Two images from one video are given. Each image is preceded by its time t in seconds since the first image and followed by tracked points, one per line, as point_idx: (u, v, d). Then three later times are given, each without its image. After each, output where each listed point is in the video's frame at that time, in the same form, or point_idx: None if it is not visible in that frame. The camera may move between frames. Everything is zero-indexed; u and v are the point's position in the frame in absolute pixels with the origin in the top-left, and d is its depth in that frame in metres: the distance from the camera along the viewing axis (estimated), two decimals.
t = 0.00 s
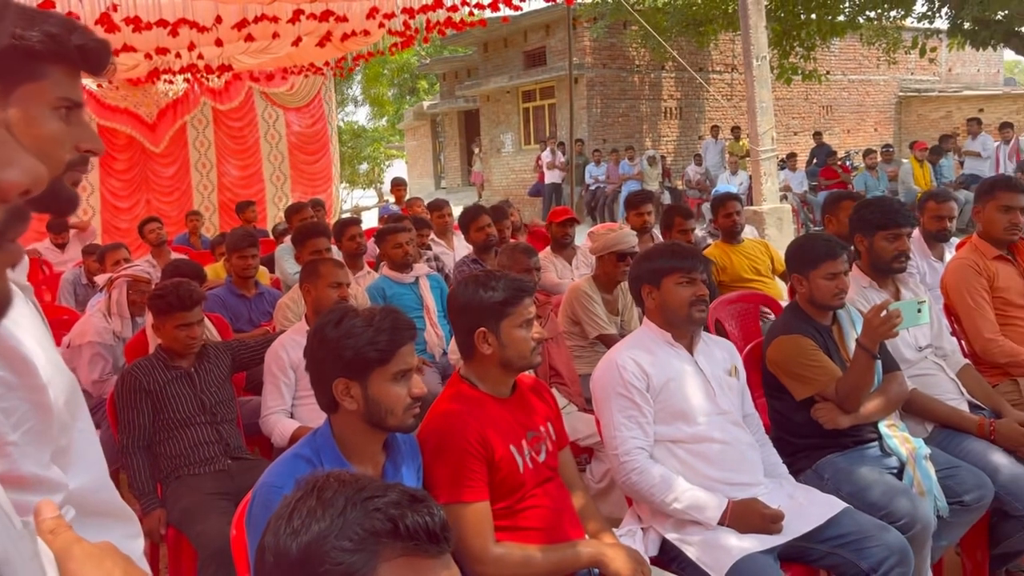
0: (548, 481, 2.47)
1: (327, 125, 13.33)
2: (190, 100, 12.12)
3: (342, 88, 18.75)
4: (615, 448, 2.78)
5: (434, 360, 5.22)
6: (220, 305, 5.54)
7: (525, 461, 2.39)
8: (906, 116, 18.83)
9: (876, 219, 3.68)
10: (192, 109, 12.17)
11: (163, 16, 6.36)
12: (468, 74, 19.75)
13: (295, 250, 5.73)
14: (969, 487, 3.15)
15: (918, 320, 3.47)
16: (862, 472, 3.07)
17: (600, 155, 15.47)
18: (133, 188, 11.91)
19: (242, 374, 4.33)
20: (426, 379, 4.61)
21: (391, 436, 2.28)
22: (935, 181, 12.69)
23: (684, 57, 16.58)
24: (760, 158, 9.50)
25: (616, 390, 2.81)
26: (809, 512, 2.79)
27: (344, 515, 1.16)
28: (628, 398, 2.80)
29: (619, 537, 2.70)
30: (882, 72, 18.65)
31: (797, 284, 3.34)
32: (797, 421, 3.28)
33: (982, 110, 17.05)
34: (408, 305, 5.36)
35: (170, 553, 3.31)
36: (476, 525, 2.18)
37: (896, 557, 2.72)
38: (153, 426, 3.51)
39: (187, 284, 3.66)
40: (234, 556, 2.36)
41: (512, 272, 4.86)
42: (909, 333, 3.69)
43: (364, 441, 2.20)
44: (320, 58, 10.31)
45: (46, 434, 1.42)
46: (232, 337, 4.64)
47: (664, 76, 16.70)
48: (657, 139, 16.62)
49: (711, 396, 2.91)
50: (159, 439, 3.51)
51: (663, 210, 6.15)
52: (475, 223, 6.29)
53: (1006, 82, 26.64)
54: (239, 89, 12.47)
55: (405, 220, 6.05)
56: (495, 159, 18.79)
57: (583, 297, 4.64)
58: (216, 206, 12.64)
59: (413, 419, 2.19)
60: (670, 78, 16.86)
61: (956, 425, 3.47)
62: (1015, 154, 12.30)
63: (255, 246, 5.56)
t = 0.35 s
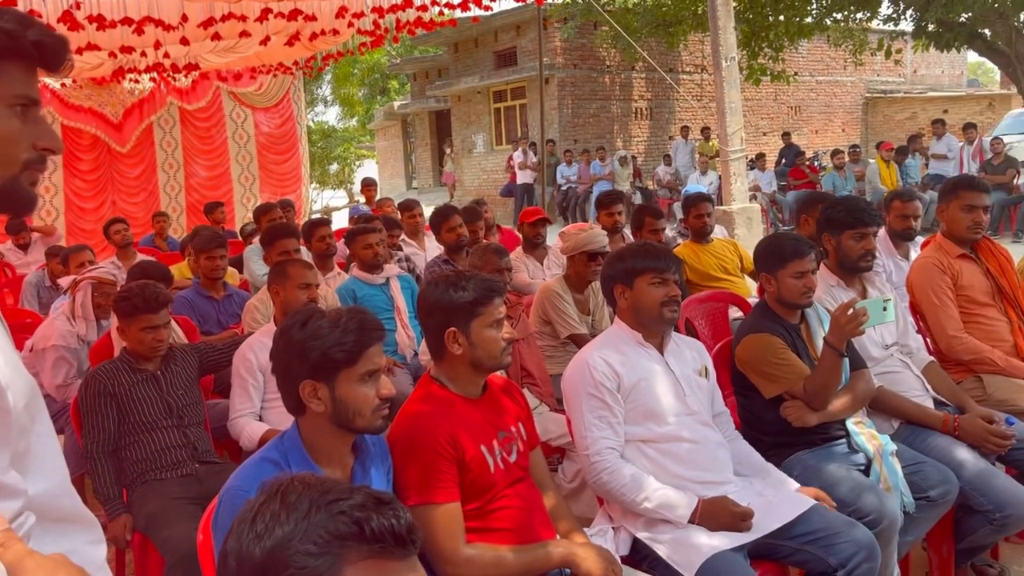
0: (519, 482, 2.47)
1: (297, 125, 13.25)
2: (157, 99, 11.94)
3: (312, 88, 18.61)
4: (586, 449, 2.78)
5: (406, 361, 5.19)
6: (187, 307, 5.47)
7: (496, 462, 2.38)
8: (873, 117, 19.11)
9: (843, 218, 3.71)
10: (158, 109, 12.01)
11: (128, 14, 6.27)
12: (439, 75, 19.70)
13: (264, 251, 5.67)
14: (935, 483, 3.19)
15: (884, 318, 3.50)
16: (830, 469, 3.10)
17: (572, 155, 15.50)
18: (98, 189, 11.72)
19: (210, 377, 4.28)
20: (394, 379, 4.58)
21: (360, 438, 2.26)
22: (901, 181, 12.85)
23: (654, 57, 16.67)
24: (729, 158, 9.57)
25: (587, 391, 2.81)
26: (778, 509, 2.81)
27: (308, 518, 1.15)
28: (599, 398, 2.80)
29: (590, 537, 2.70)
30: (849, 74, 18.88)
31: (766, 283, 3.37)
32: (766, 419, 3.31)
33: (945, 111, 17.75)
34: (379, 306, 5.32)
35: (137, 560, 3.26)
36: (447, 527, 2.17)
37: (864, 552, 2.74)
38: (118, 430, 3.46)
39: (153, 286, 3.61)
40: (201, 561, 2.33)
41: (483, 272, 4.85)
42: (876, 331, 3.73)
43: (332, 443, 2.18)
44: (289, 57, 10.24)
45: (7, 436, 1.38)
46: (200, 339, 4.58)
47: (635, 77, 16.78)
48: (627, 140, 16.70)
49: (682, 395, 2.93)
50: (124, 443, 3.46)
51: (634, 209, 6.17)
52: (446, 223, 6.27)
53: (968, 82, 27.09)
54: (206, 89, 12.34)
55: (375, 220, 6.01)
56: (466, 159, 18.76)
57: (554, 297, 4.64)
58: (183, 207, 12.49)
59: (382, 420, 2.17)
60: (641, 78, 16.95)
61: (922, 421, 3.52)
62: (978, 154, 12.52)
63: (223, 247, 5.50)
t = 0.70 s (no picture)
0: (492, 483, 2.46)
1: (268, 125, 13.16)
2: (125, 98, 11.79)
3: (283, 87, 18.46)
4: (560, 448, 2.78)
5: (379, 361, 5.16)
6: (156, 309, 5.39)
7: (468, 464, 2.37)
8: (842, 117, 19.36)
9: (813, 217, 3.74)
10: (127, 108, 11.86)
11: (94, 12, 6.17)
12: (412, 74, 19.63)
13: (235, 251, 5.61)
14: (903, 478, 3.22)
15: (853, 316, 3.53)
16: (801, 466, 3.13)
17: (545, 155, 15.51)
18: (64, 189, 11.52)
19: (180, 380, 4.22)
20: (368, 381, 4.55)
21: (330, 440, 2.24)
22: (870, 180, 13.00)
23: (626, 58, 16.73)
24: (701, 158, 9.62)
25: (561, 390, 2.80)
26: (749, 507, 2.83)
27: (273, 523, 1.13)
28: (573, 397, 2.80)
29: (563, 537, 2.70)
30: (819, 74, 19.08)
31: (737, 282, 3.39)
32: (738, 416, 3.33)
33: (912, 111, 18.05)
34: (351, 307, 5.28)
35: (104, 565, 3.21)
36: (419, 529, 2.16)
37: (834, 548, 2.76)
38: (85, 434, 3.40)
39: (121, 287, 3.55)
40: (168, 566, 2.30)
41: (457, 272, 4.83)
42: (846, 328, 3.76)
43: (302, 446, 2.16)
44: (260, 57, 10.18)
45: None
46: (170, 342, 4.53)
47: (607, 77, 16.84)
48: (600, 140, 16.78)
49: (655, 394, 2.93)
50: (92, 447, 3.41)
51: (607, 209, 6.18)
52: (419, 223, 6.24)
53: (935, 82, 27.48)
54: (175, 88, 12.20)
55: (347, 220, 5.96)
56: (440, 159, 18.72)
57: (528, 297, 4.63)
58: (152, 208, 12.34)
59: (352, 422, 2.15)
60: (613, 78, 17.02)
61: (891, 417, 3.56)
62: (944, 154, 12.71)
63: (194, 248, 5.43)
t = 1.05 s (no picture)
0: (466, 484, 2.45)
1: (239, 125, 13.06)
2: (92, 97, 11.60)
3: (254, 86, 18.29)
4: (536, 444, 2.77)
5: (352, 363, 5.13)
6: (125, 311, 5.32)
7: (442, 465, 2.36)
8: (813, 116, 19.55)
9: (786, 216, 3.77)
10: (94, 107, 11.67)
11: (60, 10, 6.07)
12: (385, 73, 19.55)
13: (205, 252, 5.54)
14: (874, 474, 3.25)
15: (825, 314, 3.56)
16: (773, 463, 3.15)
17: (519, 154, 15.51)
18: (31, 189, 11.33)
19: (149, 383, 4.17)
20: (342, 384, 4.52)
21: (302, 443, 2.22)
22: (841, 179, 13.13)
23: (600, 57, 16.78)
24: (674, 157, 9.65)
25: (539, 386, 2.80)
26: (722, 505, 2.84)
27: (240, 529, 1.11)
28: (551, 393, 2.80)
29: (538, 537, 2.70)
30: (790, 73, 19.24)
31: (710, 281, 3.40)
32: (711, 415, 3.34)
33: (882, 111, 18.28)
34: (324, 308, 5.24)
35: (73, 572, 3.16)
36: (392, 531, 2.15)
37: (806, 545, 2.77)
38: (52, 439, 3.35)
39: (88, 289, 3.50)
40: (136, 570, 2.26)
41: (430, 272, 4.81)
42: (817, 327, 3.79)
43: (273, 448, 2.14)
44: (230, 56, 10.09)
45: None
46: (139, 345, 4.46)
47: (581, 76, 16.87)
48: (574, 139, 16.81)
49: (630, 393, 2.94)
50: (59, 452, 3.35)
51: (581, 208, 6.18)
52: (392, 222, 6.20)
53: (905, 82, 27.82)
54: (144, 87, 12.04)
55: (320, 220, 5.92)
56: (414, 158, 18.65)
57: (502, 297, 4.63)
58: (121, 209, 12.18)
59: (324, 425, 2.13)
60: (587, 78, 17.06)
61: (862, 414, 3.60)
62: (913, 153, 12.87)
63: (165, 249, 5.36)
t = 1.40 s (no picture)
0: (440, 485, 2.44)
1: (209, 125, 13.03)
2: (60, 96, 11.43)
3: (226, 85, 18.13)
4: (513, 441, 2.77)
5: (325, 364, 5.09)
6: (94, 313, 5.25)
7: (416, 466, 2.35)
8: (785, 116, 19.74)
9: (757, 215, 3.80)
10: (61, 107, 11.49)
11: (26, 9, 5.98)
12: (359, 73, 19.47)
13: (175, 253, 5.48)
14: (845, 470, 3.29)
15: (795, 312, 3.59)
16: (746, 461, 3.17)
17: (493, 154, 15.51)
18: None
19: (118, 386, 4.12)
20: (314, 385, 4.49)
21: (274, 444, 2.20)
22: (812, 178, 13.28)
23: (573, 57, 16.83)
24: (647, 157, 9.69)
25: (518, 382, 2.80)
26: (695, 505, 2.85)
27: (207, 534, 1.10)
28: (529, 390, 2.80)
29: (512, 538, 2.70)
30: (762, 73, 19.41)
31: (683, 280, 3.42)
32: (684, 413, 3.37)
33: (852, 111, 18.50)
34: (295, 309, 5.21)
35: None
36: (365, 532, 2.14)
37: (776, 544, 2.79)
38: (18, 443, 3.29)
39: (55, 290, 3.44)
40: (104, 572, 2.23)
41: (404, 273, 4.79)
42: (789, 324, 3.83)
43: (245, 450, 2.12)
44: (201, 55, 10.01)
45: None
46: (108, 347, 4.41)
47: (555, 76, 16.91)
48: (548, 139, 16.86)
49: (606, 391, 2.95)
50: (25, 457, 3.30)
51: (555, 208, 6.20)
52: (366, 223, 6.17)
53: (874, 82, 28.15)
54: (113, 86, 11.95)
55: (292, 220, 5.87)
56: (388, 158, 18.59)
57: (476, 297, 4.62)
58: (90, 209, 12.04)
59: (296, 426, 2.12)
60: (561, 77, 17.10)
61: (832, 411, 3.64)
62: (882, 152, 13.04)
63: (134, 250, 5.30)
